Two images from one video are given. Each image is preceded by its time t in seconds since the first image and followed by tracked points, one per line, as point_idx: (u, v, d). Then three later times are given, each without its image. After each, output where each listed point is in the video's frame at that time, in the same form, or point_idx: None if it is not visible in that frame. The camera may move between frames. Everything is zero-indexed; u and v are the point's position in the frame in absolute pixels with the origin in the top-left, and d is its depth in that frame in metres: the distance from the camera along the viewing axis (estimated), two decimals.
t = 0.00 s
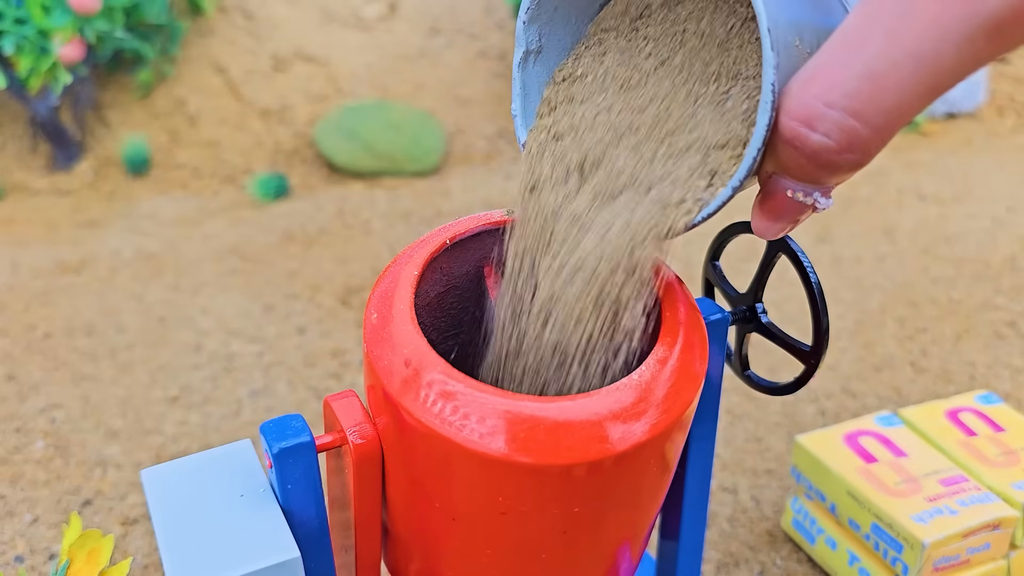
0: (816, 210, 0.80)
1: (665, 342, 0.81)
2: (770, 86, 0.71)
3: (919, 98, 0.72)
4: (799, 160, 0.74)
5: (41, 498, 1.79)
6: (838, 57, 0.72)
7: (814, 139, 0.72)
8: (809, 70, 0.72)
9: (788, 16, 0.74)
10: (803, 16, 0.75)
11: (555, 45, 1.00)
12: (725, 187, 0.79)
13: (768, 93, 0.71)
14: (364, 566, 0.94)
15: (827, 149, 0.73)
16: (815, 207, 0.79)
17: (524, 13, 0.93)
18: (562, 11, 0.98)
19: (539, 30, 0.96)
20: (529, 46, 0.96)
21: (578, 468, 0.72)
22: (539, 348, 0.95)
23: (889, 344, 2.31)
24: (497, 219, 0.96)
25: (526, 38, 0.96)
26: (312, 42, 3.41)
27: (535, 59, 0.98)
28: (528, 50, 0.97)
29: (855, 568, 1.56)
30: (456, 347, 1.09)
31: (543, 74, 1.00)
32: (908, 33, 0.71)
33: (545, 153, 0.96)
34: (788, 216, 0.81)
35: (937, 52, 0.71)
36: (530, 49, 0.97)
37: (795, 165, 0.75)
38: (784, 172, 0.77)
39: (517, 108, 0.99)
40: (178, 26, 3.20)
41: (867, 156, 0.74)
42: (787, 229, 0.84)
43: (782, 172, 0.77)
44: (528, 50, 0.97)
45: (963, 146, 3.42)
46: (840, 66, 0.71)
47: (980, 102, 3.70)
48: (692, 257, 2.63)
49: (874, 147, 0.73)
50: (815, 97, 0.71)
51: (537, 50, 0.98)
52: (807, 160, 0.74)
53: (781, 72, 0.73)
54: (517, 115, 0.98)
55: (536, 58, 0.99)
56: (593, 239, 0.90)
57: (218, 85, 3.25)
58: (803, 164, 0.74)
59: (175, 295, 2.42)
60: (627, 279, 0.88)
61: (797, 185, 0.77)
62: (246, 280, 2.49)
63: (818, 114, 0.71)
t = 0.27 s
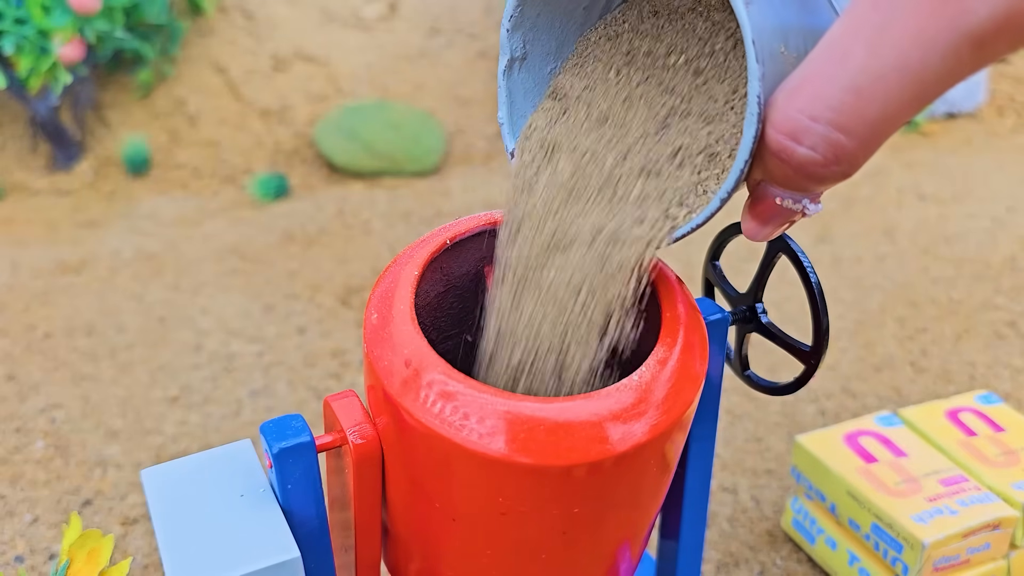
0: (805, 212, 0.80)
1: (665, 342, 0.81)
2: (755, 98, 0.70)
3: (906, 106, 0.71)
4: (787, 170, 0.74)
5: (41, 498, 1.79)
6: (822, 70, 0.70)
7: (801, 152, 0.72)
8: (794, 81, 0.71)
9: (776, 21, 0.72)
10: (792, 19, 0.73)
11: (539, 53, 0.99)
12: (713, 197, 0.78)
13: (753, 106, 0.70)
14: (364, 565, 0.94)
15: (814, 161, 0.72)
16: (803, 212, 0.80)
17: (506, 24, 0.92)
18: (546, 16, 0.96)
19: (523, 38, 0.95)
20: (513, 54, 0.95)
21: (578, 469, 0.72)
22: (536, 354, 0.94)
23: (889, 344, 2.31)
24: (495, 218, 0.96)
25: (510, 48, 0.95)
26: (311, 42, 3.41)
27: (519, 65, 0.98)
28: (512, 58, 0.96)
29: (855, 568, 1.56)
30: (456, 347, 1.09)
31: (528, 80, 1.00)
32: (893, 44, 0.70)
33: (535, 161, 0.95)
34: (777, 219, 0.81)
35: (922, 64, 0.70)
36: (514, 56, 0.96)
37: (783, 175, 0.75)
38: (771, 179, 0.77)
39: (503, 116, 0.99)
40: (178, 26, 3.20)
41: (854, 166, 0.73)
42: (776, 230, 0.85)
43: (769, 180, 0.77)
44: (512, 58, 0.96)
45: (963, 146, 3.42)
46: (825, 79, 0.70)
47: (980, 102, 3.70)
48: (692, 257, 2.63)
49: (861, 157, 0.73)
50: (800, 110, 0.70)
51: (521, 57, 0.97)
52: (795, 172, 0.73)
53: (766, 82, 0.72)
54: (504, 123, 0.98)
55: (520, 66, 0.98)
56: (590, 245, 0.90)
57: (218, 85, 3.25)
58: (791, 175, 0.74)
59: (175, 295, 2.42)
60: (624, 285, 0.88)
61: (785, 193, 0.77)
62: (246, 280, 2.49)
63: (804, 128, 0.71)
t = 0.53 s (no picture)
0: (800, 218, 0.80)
1: (665, 342, 0.81)
2: (748, 118, 0.69)
3: (897, 125, 0.71)
4: (781, 188, 0.74)
5: (41, 498, 1.79)
6: (813, 91, 0.70)
7: (793, 172, 0.71)
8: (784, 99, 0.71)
9: (760, 32, 0.72)
10: (777, 30, 0.73)
11: (530, 60, 0.97)
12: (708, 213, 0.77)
13: (746, 126, 0.69)
14: (364, 565, 0.94)
15: (808, 179, 0.72)
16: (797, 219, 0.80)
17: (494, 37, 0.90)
18: (533, 25, 0.94)
19: (512, 48, 0.93)
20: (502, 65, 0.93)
21: (578, 468, 0.72)
22: (544, 360, 0.94)
23: (889, 344, 2.31)
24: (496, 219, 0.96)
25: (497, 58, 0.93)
26: (311, 42, 3.41)
27: (510, 76, 0.95)
28: (501, 68, 0.94)
29: (855, 569, 1.56)
30: (456, 347, 1.09)
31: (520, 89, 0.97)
32: (883, 67, 0.69)
33: (532, 170, 0.94)
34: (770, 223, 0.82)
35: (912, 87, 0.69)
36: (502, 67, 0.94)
37: (776, 190, 0.74)
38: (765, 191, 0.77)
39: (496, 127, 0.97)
40: (178, 26, 3.20)
41: (848, 181, 0.73)
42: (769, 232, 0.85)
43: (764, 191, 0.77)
44: (501, 68, 0.94)
45: (963, 146, 3.42)
46: (815, 101, 0.70)
47: (980, 102, 3.70)
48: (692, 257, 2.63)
49: (853, 174, 0.73)
50: (792, 131, 0.70)
51: (512, 68, 0.95)
52: (789, 189, 0.73)
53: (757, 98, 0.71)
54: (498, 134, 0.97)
55: (510, 76, 0.96)
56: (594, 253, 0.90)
57: (218, 85, 3.25)
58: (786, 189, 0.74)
59: (175, 295, 2.42)
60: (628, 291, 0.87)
61: (780, 202, 0.78)
62: (246, 280, 2.49)
63: (797, 149, 0.70)
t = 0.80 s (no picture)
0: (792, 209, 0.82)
1: (665, 342, 0.81)
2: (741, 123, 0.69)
3: (892, 129, 0.70)
4: (776, 187, 0.74)
5: (41, 498, 1.79)
6: (805, 95, 0.69)
7: (787, 175, 0.72)
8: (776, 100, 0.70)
9: (751, 30, 0.71)
10: (766, 27, 0.73)
11: (517, 55, 0.96)
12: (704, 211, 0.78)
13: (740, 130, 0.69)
14: (364, 565, 0.94)
15: (802, 181, 0.72)
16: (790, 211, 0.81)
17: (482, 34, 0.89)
18: (521, 20, 0.93)
19: (500, 43, 0.92)
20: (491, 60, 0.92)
21: (578, 469, 0.72)
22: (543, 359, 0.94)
23: (889, 344, 2.31)
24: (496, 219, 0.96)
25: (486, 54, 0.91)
26: (312, 42, 3.41)
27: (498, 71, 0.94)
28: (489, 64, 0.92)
29: (855, 568, 1.56)
30: (456, 347, 1.09)
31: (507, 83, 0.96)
32: (875, 73, 0.67)
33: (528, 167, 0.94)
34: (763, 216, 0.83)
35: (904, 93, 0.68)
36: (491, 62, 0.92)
37: (771, 189, 0.75)
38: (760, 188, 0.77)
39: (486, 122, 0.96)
40: (178, 26, 3.20)
41: (842, 180, 0.73)
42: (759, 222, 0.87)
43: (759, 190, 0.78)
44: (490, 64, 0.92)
45: (963, 146, 3.42)
46: (807, 106, 0.69)
47: (981, 102, 3.70)
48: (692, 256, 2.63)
49: (847, 173, 0.73)
50: (785, 135, 0.70)
51: (500, 63, 0.94)
52: (785, 189, 0.74)
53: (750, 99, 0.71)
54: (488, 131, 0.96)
55: (498, 71, 0.95)
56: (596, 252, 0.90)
57: (218, 85, 3.25)
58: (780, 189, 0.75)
59: (175, 295, 2.42)
60: (628, 289, 0.86)
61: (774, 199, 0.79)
62: (246, 280, 2.49)
63: (790, 152, 0.70)
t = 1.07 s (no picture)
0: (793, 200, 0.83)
1: (665, 342, 0.81)
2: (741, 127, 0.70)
3: (892, 135, 0.69)
4: (778, 189, 0.75)
5: (41, 498, 1.79)
6: (804, 103, 0.69)
7: (788, 180, 0.72)
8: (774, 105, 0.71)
9: (745, 27, 0.71)
10: (759, 25, 0.73)
11: (506, 52, 0.95)
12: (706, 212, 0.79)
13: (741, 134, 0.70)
14: (364, 565, 0.94)
15: (802, 185, 0.73)
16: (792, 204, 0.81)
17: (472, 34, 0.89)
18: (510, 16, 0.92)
19: (490, 41, 0.92)
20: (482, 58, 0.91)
21: (578, 469, 0.72)
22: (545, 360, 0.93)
23: (889, 344, 2.31)
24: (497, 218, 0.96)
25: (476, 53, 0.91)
26: (311, 42, 3.41)
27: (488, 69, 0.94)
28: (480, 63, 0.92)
29: (855, 568, 1.56)
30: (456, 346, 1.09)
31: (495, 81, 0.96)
32: (873, 85, 0.66)
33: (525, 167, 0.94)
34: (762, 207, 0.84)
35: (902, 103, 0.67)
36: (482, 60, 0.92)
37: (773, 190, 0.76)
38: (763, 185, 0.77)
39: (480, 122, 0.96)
40: (178, 26, 3.20)
41: (843, 180, 0.74)
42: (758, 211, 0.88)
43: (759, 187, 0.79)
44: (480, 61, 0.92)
45: (963, 146, 3.42)
46: (805, 115, 0.69)
47: (981, 102, 3.70)
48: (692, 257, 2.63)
49: (848, 175, 0.73)
50: (784, 142, 0.70)
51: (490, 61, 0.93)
52: (787, 191, 0.74)
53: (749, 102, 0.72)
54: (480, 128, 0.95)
55: (489, 69, 0.94)
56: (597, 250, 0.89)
57: (218, 85, 3.25)
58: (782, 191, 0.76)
59: (175, 295, 2.42)
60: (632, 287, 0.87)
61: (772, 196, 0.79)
62: (246, 280, 2.49)
63: (790, 159, 0.71)
